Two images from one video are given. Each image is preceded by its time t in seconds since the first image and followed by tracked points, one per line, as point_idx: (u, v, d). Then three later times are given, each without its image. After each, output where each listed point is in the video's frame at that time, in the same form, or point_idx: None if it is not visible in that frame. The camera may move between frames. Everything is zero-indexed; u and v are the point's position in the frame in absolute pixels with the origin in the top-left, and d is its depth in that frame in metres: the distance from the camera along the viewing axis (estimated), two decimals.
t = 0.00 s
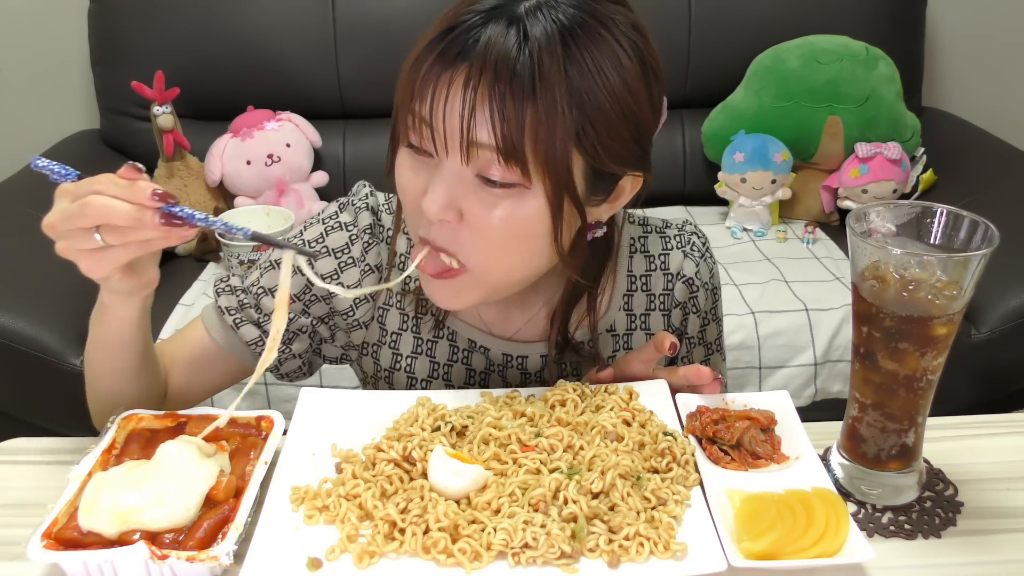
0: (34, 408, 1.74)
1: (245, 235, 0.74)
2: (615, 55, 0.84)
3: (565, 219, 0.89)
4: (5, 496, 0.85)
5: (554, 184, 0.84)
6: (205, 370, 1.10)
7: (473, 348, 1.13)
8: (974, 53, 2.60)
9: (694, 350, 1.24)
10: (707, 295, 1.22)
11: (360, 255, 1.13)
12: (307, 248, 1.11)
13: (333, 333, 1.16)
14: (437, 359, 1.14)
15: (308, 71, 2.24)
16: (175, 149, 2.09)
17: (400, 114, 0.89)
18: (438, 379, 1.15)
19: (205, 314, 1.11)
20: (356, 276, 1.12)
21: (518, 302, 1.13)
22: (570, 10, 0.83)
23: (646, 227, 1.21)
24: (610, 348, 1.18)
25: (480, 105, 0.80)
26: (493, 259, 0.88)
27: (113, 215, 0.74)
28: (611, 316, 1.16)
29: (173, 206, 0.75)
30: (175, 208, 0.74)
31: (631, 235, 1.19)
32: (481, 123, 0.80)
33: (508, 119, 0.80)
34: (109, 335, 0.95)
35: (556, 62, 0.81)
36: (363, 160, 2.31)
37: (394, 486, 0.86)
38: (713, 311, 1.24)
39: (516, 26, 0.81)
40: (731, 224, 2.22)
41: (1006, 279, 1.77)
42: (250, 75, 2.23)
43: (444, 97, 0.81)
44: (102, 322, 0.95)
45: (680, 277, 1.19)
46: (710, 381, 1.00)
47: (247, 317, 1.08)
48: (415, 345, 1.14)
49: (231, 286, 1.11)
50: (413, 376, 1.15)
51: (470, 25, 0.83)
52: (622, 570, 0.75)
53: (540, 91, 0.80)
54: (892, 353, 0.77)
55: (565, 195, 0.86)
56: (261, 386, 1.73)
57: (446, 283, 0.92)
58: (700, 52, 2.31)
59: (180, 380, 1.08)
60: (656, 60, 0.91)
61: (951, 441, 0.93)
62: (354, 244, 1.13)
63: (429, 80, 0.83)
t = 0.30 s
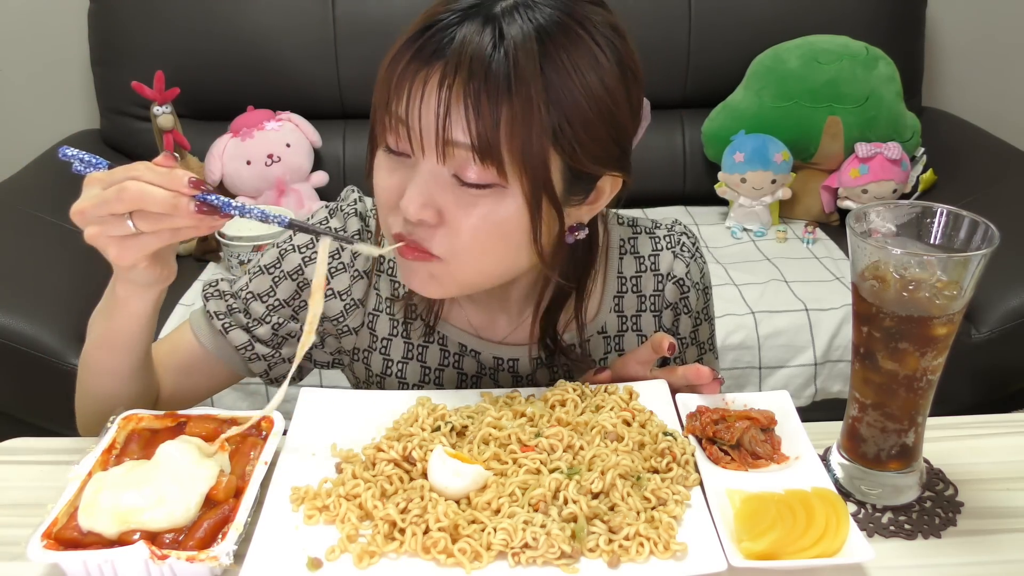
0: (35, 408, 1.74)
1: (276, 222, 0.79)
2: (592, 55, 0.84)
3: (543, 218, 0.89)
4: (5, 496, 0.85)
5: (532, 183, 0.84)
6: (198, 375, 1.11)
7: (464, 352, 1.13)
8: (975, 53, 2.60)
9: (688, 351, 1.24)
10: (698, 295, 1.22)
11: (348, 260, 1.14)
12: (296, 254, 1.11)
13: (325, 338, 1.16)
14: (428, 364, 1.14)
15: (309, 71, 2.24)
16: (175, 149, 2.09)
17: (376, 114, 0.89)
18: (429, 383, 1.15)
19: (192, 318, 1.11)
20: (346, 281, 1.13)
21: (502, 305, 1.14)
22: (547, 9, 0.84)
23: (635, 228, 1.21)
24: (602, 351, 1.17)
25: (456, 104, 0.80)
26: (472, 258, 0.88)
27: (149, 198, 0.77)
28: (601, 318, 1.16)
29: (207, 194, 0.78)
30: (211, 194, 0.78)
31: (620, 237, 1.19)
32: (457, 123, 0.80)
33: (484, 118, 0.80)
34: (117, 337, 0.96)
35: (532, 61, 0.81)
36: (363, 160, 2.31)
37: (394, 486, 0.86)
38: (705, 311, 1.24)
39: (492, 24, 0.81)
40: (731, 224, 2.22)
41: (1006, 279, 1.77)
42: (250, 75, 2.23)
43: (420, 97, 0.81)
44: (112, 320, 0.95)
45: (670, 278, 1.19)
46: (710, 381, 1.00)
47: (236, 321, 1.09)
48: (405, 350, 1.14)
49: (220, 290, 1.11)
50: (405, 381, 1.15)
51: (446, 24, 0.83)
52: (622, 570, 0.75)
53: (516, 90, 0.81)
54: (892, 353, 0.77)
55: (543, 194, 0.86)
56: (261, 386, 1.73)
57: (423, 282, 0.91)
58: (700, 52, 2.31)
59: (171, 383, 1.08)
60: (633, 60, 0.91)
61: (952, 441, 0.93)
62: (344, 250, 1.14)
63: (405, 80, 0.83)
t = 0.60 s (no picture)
0: (35, 408, 1.74)
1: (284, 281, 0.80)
2: (561, 64, 0.83)
3: (522, 228, 0.89)
4: (4, 496, 0.85)
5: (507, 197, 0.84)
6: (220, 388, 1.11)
7: (459, 347, 1.13)
8: (974, 53, 2.60)
9: (687, 352, 1.23)
10: (696, 296, 1.21)
11: (345, 258, 1.13)
12: (295, 258, 1.13)
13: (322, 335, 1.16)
14: (424, 359, 1.15)
15: (309, 71, 2.24)
16: (175, 150, 2.09)
17: (351, 130, 0.89)
18: (425, 378, 1.15)
19: (209, 332, 1.12)
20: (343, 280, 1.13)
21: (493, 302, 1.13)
22: (514, 19, 0.83)
23: (632, 226, 1.20)
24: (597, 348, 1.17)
25: (427, 122, 0.80)
26: (455, 269, 0.88)
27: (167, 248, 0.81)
28: (596, 315, 1.16)
29: (223, 244, 0.81)
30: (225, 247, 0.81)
31: (617, 234, 1.18)
32: (428, 141, 0.80)
33: (455, 136, 0.80)
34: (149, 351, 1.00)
35: (500, 74, 0.80)
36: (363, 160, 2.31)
37: (394, 486, 0.86)
38: (703, 311, 1.23)
39: (458, 38, 0.81)
40: (731, 224, 2.22)
41: (1006, 279, 1.77)
42: (250, 75, 2.23)
43: (392, 116, 0.81)
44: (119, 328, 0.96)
45: (667, 276, 1.17)
46: (706, 382, 1.00)
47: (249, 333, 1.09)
48: (402, 344, 1.15)
49: (231, 304, 1.11)
50: (401, 375, 1.16)
51: (415, 39, 0.83)
52: (622, 570, 0.75)
53: (486, 105, 0.80)
54: (892, 354, 0.77)
55: (520, 206, 0.86)
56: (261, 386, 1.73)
57: (410, 287, 0.91)
58: (701, 52, 2.31)
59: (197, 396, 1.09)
60: (606, 62, 0.90)
61: (952, 442, 0.93)
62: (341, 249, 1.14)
63: (377, 97, 0.83)
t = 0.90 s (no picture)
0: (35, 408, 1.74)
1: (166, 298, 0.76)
2: (575, 67, 0.83)
3: (537, 229, 0.90)
4: (5, 496, 0.85)
5: (523, 202, 0.84)
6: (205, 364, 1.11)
7: (462, 341, 1.13)
8: (975, 53, 2.60)
9: (687, 349, 1.23)
10: (697, 293, 1.21)
11: (348, 249, 1.13)
12: (299, 245, 1.12)
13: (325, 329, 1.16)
14: (426, 352, 1.14)
15: (309, 71, 2.24)
16: (175, 150, 2.09)
17: (365, 131, 0.89)
18: (427, 371, 1.15)
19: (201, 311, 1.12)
20: (345, 271, 1.13)
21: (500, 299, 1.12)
22: (528, 21, 0.82)
23: (635, 222, 1.20)
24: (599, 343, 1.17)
25: (443, 129, 0.80)
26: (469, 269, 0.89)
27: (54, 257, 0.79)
28: (599, 310, 1.15)
29: (110, 254, 0.79)
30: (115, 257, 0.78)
31: (620, 230, 1.18)
32: (445, 149, 0.80)
33: (471, 143, 0.80)
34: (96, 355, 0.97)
35: (516, 80, 0.80)
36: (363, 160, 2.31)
37: (394, 486, 0.86)
38: (704, 309, 1.23)
39: (473, 43, 0.80)
40: (731, 224, 2.23)
41: (1006, 279, 1.77)
42: (250, 75, 2.23)
43: (408, 122, 0.81)
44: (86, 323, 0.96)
45: (669, 273, 1.17)
46: (705, 382, 1.00)
47: (241, 310, 1.09)
48: (404, 338, 1.14)
49: (227, 280, 1.12)
50: (403, 368, 1.15)
51: (429, 43, 0.82)
52: (622, 570, 0.75)
53: (501, 111, 0.80)
54: (892, 354, 0.77)
55: (535, 210, 0.86)
56: (261, 386, 1.73)
57: (424, 289, 0.94)
58: (700, 52, 2.31)
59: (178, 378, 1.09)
60: (619, 61, 0.89)
61: (952, 442, 0.93)
62: (347, 241, 1.13)
63: (392, 102, 0.83)
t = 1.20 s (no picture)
0: (35, 408, 1.74)
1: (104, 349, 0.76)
2: (586, 82, 0.82)
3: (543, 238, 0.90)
4: (5, 497, 0.85)
5: (532, 215, 0.84)
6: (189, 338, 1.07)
7: (464, 335, 1.13)
8: (974, 52, 2.60)
9: (689, 346, 1.23)
10: (701, 290, 1.20)
11: (353, 240, 1.11)
12: (305, 231, 1.09)
13: (320, 320, 1.14)
14: (428, 346, 1.14)
15: (309, 71, 2.24)
16: (175, 150, 2.09)
17: (374, 137, 0.88)
18: (428, 365, 1.15)
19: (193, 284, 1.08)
20: (350, 262, 1.11)
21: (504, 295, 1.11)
22: (539, 35, 0.80)
23: (639, 219, 1.19)
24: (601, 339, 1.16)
25: (455, 143, 0.79)
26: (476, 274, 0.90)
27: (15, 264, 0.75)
28: (602, 307, 1.15)
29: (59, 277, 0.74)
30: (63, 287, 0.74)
31: (624, 226, 1.17)
32: (456, 162, 0.80)
33: (483, 158, 0.79)
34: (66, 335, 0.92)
35: (528, 96, 0.79)
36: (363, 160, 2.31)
37: (394, 486, 0.86)
38: (707, 307, 1.22)
39: (486, 56, 0.79)
40: (731, 224, 2.23)
41: (1006, 279, 1.77)
42: (250, 75, 2.23)
43: (419, 135, 0.80)
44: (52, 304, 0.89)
45: (673, 270, 1.17)
46: (705, 383, 1.00)
47: (235, 285, 1.07)
48: (405, 332, 1.14)
49: (225, 254, 1.08)
50: (404, 362, 1.15)
51: (440, 55, 0.80)
52: (622, 570, 0.75)
53: (513, 127, 0.79)
54: (892, 354, 0.77)
55: (543, 222, 0.86)
56: (261, 386, 1.73)
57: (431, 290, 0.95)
58: (700, 52, 2.31)
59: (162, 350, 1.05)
60: (629, 72, 0.88)
61: (952, 441, 0.93)
62: (354, 232, 1.12)
63: (402, 113, 0.82)
